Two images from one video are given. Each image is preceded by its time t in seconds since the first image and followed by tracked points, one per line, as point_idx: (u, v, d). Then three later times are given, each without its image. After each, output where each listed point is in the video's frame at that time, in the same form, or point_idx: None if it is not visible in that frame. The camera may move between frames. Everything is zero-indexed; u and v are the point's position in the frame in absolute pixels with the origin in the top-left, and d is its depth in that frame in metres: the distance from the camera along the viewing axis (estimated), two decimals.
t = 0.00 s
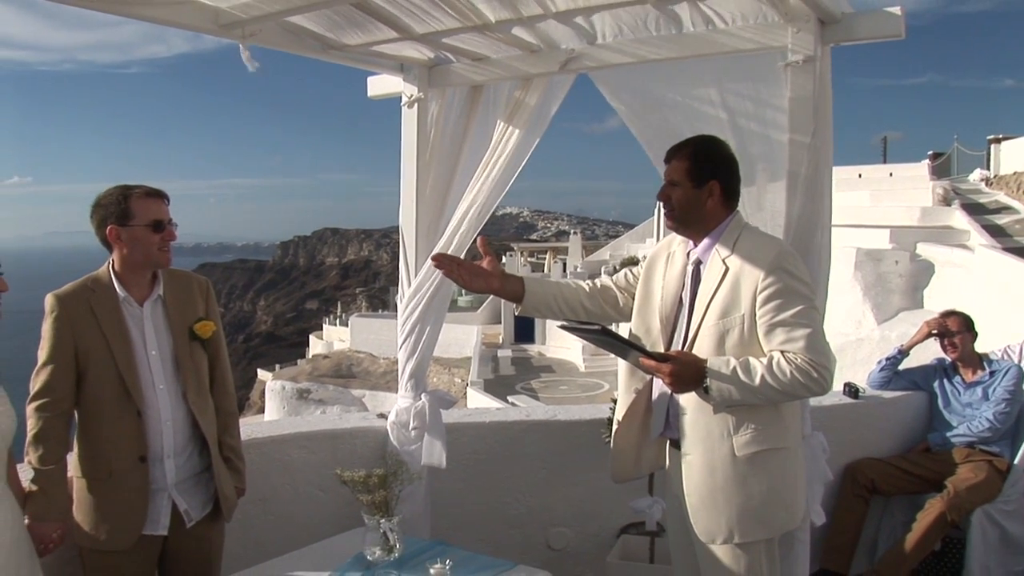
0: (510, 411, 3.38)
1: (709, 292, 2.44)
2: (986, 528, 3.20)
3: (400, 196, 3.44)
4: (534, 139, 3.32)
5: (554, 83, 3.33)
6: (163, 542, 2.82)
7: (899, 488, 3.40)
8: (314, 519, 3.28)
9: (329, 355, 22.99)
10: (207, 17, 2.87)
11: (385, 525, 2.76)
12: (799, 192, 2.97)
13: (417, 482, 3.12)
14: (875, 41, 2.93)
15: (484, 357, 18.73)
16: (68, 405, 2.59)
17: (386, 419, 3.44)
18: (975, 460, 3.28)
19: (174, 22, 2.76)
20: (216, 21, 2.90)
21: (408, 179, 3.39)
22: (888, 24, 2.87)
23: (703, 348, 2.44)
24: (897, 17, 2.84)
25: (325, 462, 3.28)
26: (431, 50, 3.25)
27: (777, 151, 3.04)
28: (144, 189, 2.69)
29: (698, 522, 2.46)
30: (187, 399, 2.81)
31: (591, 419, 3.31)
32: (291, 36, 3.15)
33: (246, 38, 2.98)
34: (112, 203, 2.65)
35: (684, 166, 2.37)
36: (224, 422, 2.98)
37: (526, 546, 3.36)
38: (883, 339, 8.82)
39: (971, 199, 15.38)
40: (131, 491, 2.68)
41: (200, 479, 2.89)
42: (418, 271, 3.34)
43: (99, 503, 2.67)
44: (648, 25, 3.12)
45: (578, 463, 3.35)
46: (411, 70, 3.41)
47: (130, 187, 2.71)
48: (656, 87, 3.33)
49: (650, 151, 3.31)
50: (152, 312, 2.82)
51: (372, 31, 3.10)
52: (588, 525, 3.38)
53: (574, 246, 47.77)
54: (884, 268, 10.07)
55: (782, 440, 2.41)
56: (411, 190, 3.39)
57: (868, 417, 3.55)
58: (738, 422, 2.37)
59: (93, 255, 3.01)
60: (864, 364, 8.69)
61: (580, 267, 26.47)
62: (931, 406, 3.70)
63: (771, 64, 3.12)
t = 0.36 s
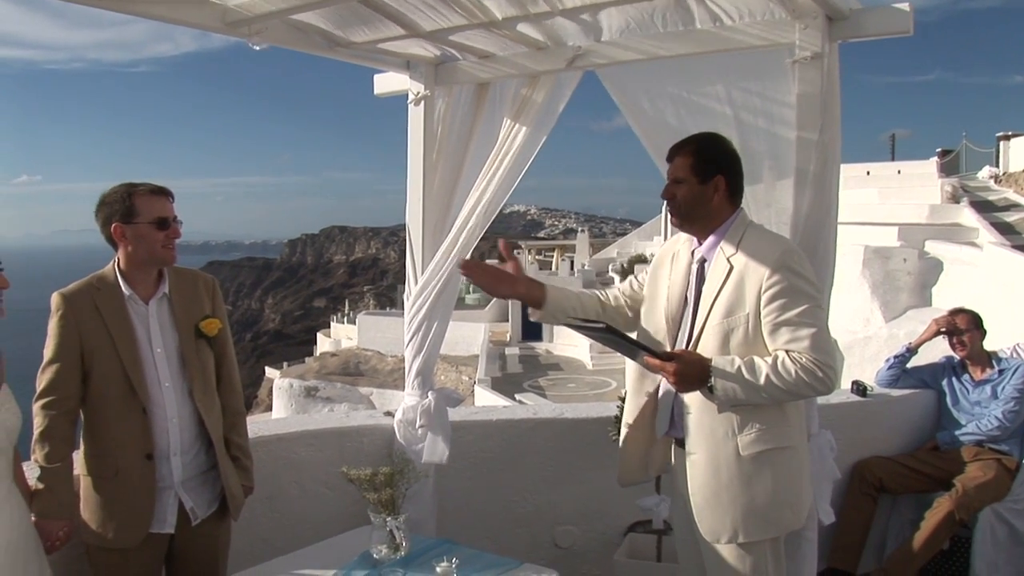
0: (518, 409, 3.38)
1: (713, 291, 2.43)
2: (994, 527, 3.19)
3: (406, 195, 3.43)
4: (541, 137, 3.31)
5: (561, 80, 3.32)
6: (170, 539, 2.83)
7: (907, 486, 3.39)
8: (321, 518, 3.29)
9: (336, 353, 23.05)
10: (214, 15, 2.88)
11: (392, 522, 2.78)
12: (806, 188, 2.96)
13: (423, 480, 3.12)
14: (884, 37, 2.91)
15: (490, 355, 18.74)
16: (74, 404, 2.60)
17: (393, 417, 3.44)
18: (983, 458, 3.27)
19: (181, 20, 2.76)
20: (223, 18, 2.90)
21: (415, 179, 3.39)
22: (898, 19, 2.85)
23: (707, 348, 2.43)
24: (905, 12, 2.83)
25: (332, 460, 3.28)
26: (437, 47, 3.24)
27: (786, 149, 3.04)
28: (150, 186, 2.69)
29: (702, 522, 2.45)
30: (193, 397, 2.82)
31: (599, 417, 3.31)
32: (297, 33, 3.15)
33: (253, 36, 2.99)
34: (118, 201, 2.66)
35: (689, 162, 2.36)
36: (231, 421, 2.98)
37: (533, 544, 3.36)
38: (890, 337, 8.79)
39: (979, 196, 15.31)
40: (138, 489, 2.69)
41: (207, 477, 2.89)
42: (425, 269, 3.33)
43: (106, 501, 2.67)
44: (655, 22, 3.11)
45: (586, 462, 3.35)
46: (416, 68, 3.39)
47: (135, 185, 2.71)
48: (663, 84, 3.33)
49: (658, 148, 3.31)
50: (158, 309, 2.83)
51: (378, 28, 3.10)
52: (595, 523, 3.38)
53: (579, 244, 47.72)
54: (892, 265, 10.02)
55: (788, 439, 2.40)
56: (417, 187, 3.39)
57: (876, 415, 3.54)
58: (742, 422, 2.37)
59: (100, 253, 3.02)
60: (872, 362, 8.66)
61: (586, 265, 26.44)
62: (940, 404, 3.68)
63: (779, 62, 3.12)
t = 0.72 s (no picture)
0: (527, 408, 3.38)
1: (714, 288, 2.42)
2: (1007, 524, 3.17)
3: (414, 194, 3.42)
4: (548, 135, 3.29)
5: (569, 78, 3.31)
6: (180, 540, 2.83)
7: (918, 483, 3.37)
8: (331, 517, 3.28)
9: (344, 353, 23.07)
10: (220, 15, 2.88)
11: (401, 522, 2.78)
12: (816, 183, 2.95)
13: (433, 479, 3.12)
14: (892, 32, 2.89)
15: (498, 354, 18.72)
16: (83, 405, 2.60)
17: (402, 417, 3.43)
18: (995, 455, 3.25)
19: (188, 21, 2.76)
20: (229, 19, 2.90)
21: (422, 178, 3.38)
22: (905, 15, 2.83)
23: (710, 347, 2.42)
24: (914, 7, 2.80)
25: (341, 459, 3.28)
26: (444, 45, 3.24)
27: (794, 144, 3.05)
28: (157, 188, 2.69)
29: (705, 521, 2.45)
30: (202, 398, 2.82)
31: (609, 415, 3.30)
32: (304, 33, 3.14)
33: (259, 36, 2.99)
34: (126, 202, 2.65)
35: (690, 158, 2.35)
36: (240, 421, 2.98)
37: (543, 543, 3.36)
38: (900, 333, 8.74)
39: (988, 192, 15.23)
40: (147, 490, 2.69)
41: (215, 478, 2.90)
42: (433, 267, 3.33)
43: (116, 502, 2.67)
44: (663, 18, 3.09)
45: (596, 460, 3.34)
46: (423, 66, 3.39)
47: (143, 186, 2.71)
48: (671, 81, 3.32)
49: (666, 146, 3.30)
50: (166, 310, 2.83)
51: (385, 27, 3.09)
52: (606, 521, 3.37)
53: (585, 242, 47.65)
54: (902, 261, 10.02)
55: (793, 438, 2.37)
56: (425, 187, 3.38)
57: (886, 411, 3.52)
58: (744, 421, 2.35)
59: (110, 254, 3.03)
60: (882, 358, 8.62)
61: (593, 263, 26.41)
62: (951, 400, 3.67)
63: (787, 57, 3.10)
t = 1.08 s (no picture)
0: (539, 408, 3.38)
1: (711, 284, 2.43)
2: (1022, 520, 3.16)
3: (423, 195, 3.42)
4: (556, 133, 3.27)
5: (577, 77, 3.29)
6: (193, 542, 2.85)
7: (932, 480, 3.35)
8: (343, 518, 3.29)
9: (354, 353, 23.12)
10: (227, 19, 2.89)
11: (412, 522, 2.79)
12: (826, 180, 2.95)
13: (445, 480, 3.11)
14: (901, 27, 2.88)
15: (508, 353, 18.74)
16: (97, 408, 2.62)
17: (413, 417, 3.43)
18: (1010, 451, 3.22)
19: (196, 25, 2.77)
20: (235, 22, 2.91)
21: (431, 178, 3.38)
22: (914, 9, 2.81)
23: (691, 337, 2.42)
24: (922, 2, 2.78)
25: (353, 460, 3.28)
26: (452, 46, 3.23)
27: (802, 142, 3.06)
28: (168, 191, 2.71)
29: (701, 513, 2.45)
30: (213, 400, 2.83)
31: (620, 414, 3.30)
32: (311, 35, 3.15)
33: (266, 38, 2.99)
34: (137, 206, 2.67)
35: (696, 156, 2.36)
36: (252, 423, 3.00)
37: (555, 543, 3.36)
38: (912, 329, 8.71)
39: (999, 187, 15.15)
40: (160, 492, 2.70)
41: (228, 480, 2.91)
42: (443, 268, 3.34)
43: (130, 504, 2.69)
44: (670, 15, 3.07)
45: (608, 459, 3.33)
46: (431, 68, 3.38)
47: (155, 190, 2.72)
48: (679, 78, 3.32)
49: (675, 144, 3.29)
50: (178, 313, 2.84)
51: (392, 28, 3.08)
52: (619, 521, 3.37)
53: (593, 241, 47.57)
54: (913, 258, 10.02)
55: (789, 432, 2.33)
56: (434, 187, 3.38)
57: (898, 408, 3.51)
58: (738, 414, 2.33)
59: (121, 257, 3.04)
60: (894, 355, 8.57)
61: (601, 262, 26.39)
62: (964, 396, 3.65)
63: (793, 53, 3.11)
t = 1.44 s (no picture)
0: (550, 405, 3.38)
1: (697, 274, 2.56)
2: None
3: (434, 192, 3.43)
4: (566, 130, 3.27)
5: (589, 73, 3.27)
6: (205, 539, 2.85)
7: (945, 478, 3.34)
8: (355, 515, 3.29)
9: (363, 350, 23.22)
10: (239, 16, 2.89)
11: (423, 519, 2.81)
12: (837, 175, 2.93)
13: (455, 476, 3.11)
14: (914, 22, 2.86)
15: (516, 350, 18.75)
16: (108, 405, 2.63)
17: (424, 414, 3.43)
18: None
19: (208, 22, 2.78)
20: (247, 18, 2.92)
21: (442, 173, 3.39)
22: (928, 4, 2.80)
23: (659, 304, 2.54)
24: None
25: (365, 456, 3.29)
26: (463, 41, 3.23)
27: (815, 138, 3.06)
28: (179, 188, 2.71)
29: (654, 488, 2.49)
30: (224, 397, 2.83)
31: (632, 411, 3.30)
32: (323, 32, 3.15)
33: (277, 35, 3.00)
34: (147, 203, 2.67)
35: (700, 149, 2.40)
36: (263, 420, 3.00)
37: (567, 539, 3.36)
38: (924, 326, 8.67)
39: (1010, 184, 15.06)
40: (171, 489, 2.71)
41: (240, 476, 2.92)
42: (454, 264, 3.33)
43: (141, 501, 2.70)
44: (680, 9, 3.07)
45: (620, 456, 3.33)
46: (443, 64, 3.38)
47: (165, 187, 2.72)
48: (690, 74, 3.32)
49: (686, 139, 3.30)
50: (189, 311, 2.85)
51: (403, 24, 3.08)
52: (631, 518, 3.36)
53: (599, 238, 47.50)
54: (925, 255, 9.94)
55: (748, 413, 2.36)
56: (445, 183, 3.38)
57: (911, 405, 3.50)
58: (700, 390, 2.39)
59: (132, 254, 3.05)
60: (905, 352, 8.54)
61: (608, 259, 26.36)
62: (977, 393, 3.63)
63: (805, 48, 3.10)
